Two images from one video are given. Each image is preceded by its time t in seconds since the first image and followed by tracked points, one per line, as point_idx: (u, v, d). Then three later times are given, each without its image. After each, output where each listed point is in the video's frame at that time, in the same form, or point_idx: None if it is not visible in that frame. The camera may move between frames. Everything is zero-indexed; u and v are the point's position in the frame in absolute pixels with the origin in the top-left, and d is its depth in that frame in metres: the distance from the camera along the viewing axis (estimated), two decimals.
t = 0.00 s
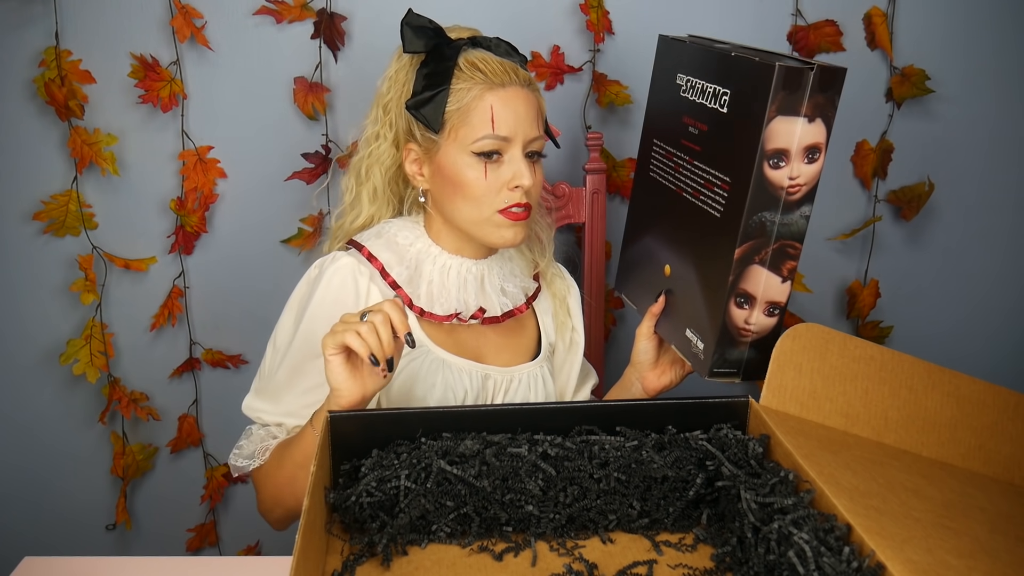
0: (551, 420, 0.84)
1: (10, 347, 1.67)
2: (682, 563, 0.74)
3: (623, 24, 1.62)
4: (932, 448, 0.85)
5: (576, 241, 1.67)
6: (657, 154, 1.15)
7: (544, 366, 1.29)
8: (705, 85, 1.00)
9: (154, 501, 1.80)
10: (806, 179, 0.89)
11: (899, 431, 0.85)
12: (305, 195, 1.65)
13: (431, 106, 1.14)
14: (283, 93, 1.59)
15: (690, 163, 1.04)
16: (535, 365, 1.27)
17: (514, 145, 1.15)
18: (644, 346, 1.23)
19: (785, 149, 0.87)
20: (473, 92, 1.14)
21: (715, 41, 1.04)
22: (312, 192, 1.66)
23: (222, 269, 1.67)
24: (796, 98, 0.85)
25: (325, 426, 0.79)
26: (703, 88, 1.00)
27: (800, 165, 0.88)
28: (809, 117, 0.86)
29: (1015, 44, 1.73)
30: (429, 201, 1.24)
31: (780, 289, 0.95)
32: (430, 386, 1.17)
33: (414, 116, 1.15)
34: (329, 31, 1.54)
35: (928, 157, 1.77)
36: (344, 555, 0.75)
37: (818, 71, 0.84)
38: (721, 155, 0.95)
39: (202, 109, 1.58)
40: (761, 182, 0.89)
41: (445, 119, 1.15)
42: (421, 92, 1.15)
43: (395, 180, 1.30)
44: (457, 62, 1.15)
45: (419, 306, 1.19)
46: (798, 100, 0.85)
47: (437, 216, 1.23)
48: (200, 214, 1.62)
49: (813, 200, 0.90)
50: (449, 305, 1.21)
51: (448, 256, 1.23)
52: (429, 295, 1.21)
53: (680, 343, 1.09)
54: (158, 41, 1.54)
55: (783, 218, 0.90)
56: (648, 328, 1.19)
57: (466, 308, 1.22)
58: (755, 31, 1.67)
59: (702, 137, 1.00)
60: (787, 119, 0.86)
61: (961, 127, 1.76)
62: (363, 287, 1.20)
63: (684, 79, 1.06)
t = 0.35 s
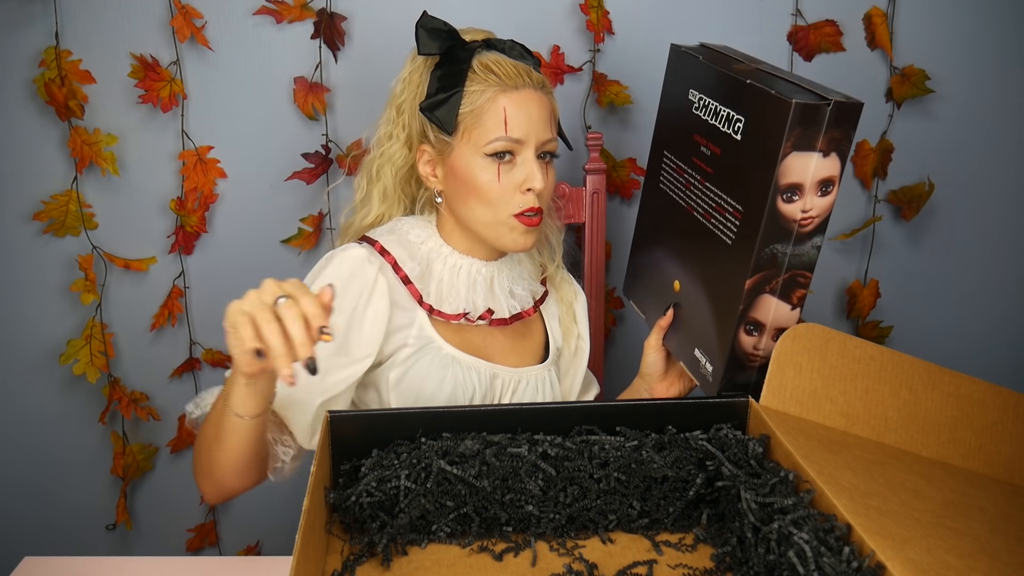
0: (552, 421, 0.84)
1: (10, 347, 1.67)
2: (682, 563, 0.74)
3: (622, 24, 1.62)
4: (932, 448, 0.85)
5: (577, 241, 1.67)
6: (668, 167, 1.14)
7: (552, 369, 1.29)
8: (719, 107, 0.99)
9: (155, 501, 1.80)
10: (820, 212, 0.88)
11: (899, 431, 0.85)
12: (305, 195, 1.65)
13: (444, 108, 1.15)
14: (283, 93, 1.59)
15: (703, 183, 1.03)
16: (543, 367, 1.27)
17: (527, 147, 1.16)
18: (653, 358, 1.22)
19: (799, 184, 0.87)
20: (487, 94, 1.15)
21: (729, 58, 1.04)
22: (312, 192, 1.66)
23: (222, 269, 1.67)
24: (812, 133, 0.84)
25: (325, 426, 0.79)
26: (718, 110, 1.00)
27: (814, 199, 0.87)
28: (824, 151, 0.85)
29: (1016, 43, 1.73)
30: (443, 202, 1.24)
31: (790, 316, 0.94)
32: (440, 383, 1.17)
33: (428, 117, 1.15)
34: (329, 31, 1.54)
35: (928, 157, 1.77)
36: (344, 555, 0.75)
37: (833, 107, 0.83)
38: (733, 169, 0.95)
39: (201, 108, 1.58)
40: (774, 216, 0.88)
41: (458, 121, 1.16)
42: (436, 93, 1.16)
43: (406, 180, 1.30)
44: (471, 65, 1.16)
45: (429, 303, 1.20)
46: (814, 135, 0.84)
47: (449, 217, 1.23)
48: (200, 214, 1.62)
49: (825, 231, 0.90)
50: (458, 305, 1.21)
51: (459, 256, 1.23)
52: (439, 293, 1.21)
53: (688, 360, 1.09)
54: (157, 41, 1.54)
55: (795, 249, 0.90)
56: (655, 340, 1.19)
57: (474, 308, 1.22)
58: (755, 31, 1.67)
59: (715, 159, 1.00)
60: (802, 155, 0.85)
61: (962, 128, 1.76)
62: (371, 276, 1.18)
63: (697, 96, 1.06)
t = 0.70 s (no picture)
0: (552, 421, 0.84)
1: (10, 347, 1.67)
2: (682, 563, 0.74)
3: (622, 23, 1.62)
4: (932, 448, 0.85)
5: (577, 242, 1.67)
6: (664, 173, 1.15)
7: (552, 375, 1.30)
8: (723, 115, 0.99)
9: (155, 501, 1.80)
10: (830, 220, 0.89)
11: (899, 431, 0.85)
12: (305, 195, 1.65)
13: (435, 114, 1.14)
14: (283, 93, 1.59)
15: (706, 191, 1.03)
16: (542, 374, 1.28)
17: (520, 152, 1.15)
18: (658, 365, 1.22)
19: (810, 194, 0.87)
20: (477, 98, 1.14)
21: (727, 64, 1.04)
22: (312, 192, 1.66)
23: (222, 270, 1.67)
24: (824, 144, 0.84)
25: (325, 426, 0.79)
26: (721, 117, 0.99)
27: (825, 208, 0.87)
28: (835, 161, 0.86)
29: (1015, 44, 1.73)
30: (438, 210, 1.24)
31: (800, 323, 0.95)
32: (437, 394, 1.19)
33: (421, 124, 1.15)
34: (329, 31, 1.54)
35: (927, 157, 1.77)
36: (344, 555, 0.75)
37: (846, 116, 0.83)
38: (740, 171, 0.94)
39: (201, 108, 1.58)
40: (786, 227, 0.88)
41: (449, 127, 1.15)
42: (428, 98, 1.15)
43: (405, 185, 1.30)
44: (465, 68, 1.15)
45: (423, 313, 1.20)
46: (826, 145, 0.85)
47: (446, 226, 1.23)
48: (200, 214, 1.62)
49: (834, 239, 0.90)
50: (454, 315, 1.21)
51: (455, 263, 1.22)
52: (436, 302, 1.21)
53: (696, 368, 1.09)
54: (158, 41, 1.54)
55: (807, 257, 0.90)
56: (660, 347, 1.19)
57: (470, 318, 1.22)
58: (755, 31, 1.67)
59: (720, 168, 0.99)
60: (813, 165, 0.86)
61: (962, 128, 1.76)
62: (370, 291, 1.19)
63: (696, 103, 1.05)
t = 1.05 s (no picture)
0: (552, 421, 0.84)
1: (10, 347, 1.67)
2: (682, 563, 0.74)
3: (622, 23, 1.62)
4: (932, 448, 0.85)
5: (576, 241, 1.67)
6: (669, 159, 1.13)
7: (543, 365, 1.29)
8: (737, 88, 0.99)
9: (155, 501, 1.80)
10: (862, 180, 0.90)
11: (899, 431, 0.85)
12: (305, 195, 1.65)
13: (416, 107, 1.13)
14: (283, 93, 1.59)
15: (723, 168, 1.02)
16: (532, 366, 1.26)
17: (508, 134, 1.16)
18: (682, 355, 1.19)
19: (845, 154, 0.88)
20: (459, 85, 1.14)
21: (730, 38, 1.05)
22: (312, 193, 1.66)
23: (222, 270, 1.67)
24: (858, 102, 0.86)
25: (325, 426, 0.79)
26: (735, 91, 0.99)
27: (859, 167, 0.89)
28: (867, 119, 0.87)
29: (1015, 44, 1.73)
30: (422, 211, 1.21)
31: (837, 288, 0.96)
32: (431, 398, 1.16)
33: (401, 120, 1.14)
34: (328, 31, 1.53)
35: (928, 157, 1.77)
36: (344, 555, 0.75)
37: (876, 73, 0.85)
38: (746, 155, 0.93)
39: (201, 108, 1.58)
40: (824, 189, 0.89)
41: (434, 118, 1.14)
42: (401, 95, 1.14)
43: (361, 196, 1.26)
44: (430, 60, 1.15)
45: (410, 316, 1.17)
46: (860, 103, 0.86)
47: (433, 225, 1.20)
48: (200, 214, 1.62)
49: (865, 199, 0.92)
50: (442, 313, 1.19)
51: (436, 261, 1.21)
52: (421, 305, 1.19)
53: (727, 351, 1.07)
54: (157, 41, 1.54)
55: (843, 220, 0.92)
56: (683, 336, 1.16)
57: (458, 315, 1.20)
58: (755, 32, 1.67)
59: (739, 142, 0.99)
60: (847, 124, 0.87)
61: (962, 128, 1.76)
62: (356, 306, 1.15)
63: (703, 80, 1.05)
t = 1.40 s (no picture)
0: (552, 421, 0.84)
1: (10, 347, 1.67)
2: (682, 563, 0.74)
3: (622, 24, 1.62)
4: (932, 448, 0.85)
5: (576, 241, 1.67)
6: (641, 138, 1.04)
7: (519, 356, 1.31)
8: (715, 59, 0.91)
9: (155, 501, 1.80)
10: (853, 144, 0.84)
11: (900, 431, 0.85)
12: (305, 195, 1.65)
13: (358, 124, 1.09)
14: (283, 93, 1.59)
15: (705, 144, 0.94)
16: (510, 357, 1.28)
17: (449, 136, 1.14)
18: (676, 339, 1.20)
19: (836, 117, 0.82)
20: (396, 94, 1.10)
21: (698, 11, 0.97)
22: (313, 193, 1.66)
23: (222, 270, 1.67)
24: (847, 62, 0.80)
25: (325, 427, 0.79)
26: (713, 62, 0.91)
27: (850, 130, 0.83)
28: (855, 80, 0.81)
29: (1016, 45, 1.73)
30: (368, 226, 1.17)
31: (834, 253, 0.90)
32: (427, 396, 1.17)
33: (343, 141, 1.09)
34: (329, 31, 1.54)
35: (928, 157, 1.77)
36: (344, 555, 0.75)
37: (863, 32, 0.80)
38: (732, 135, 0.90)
39: (201, 109, 1.58)
40: (819, 156, 0.83)
41: (376, 132, 1.10)
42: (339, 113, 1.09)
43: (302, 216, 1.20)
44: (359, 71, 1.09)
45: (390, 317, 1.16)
46: (848, 63, 0.80)
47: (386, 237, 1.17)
48: (200, 214, 1.61)
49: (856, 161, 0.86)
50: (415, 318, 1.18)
51: (393, 269, 1.19)
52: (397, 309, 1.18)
53: (726, 327, 1.00)
54: (158, 42, 1.54)
55: (837, 183, 0.85)
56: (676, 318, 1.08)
57: (428, 317, 1.18)
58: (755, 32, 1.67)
59: (721, 115, 0.92)
60: (837, 87, 0.81)
61: (962, 128, 1.76)
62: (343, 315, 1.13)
63: (675, 55, 0.96)
